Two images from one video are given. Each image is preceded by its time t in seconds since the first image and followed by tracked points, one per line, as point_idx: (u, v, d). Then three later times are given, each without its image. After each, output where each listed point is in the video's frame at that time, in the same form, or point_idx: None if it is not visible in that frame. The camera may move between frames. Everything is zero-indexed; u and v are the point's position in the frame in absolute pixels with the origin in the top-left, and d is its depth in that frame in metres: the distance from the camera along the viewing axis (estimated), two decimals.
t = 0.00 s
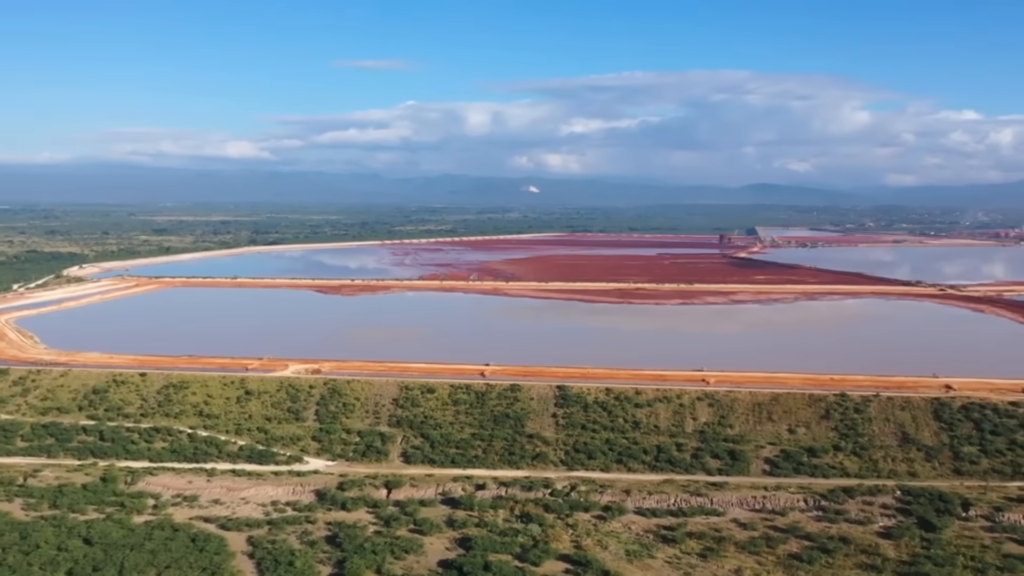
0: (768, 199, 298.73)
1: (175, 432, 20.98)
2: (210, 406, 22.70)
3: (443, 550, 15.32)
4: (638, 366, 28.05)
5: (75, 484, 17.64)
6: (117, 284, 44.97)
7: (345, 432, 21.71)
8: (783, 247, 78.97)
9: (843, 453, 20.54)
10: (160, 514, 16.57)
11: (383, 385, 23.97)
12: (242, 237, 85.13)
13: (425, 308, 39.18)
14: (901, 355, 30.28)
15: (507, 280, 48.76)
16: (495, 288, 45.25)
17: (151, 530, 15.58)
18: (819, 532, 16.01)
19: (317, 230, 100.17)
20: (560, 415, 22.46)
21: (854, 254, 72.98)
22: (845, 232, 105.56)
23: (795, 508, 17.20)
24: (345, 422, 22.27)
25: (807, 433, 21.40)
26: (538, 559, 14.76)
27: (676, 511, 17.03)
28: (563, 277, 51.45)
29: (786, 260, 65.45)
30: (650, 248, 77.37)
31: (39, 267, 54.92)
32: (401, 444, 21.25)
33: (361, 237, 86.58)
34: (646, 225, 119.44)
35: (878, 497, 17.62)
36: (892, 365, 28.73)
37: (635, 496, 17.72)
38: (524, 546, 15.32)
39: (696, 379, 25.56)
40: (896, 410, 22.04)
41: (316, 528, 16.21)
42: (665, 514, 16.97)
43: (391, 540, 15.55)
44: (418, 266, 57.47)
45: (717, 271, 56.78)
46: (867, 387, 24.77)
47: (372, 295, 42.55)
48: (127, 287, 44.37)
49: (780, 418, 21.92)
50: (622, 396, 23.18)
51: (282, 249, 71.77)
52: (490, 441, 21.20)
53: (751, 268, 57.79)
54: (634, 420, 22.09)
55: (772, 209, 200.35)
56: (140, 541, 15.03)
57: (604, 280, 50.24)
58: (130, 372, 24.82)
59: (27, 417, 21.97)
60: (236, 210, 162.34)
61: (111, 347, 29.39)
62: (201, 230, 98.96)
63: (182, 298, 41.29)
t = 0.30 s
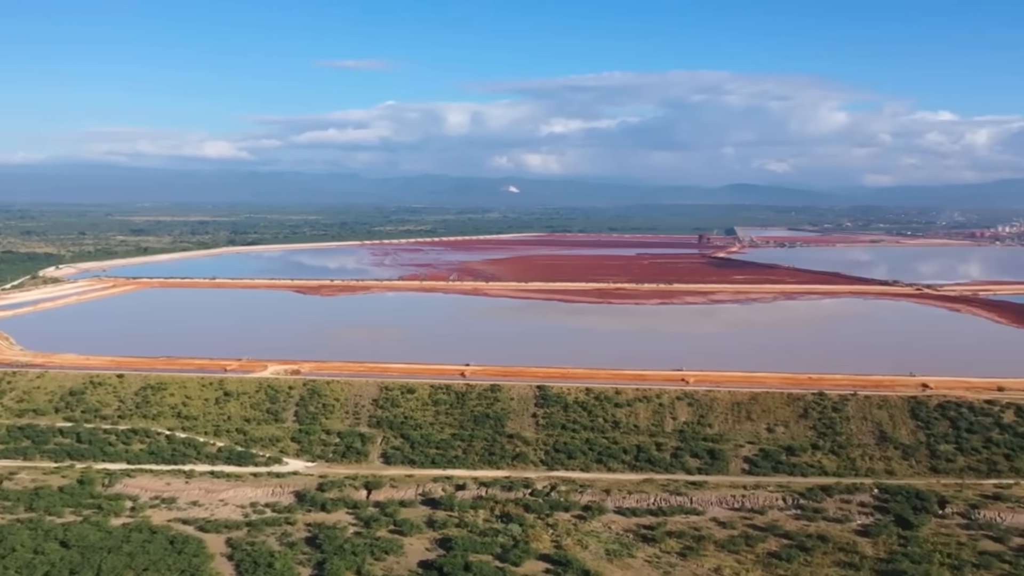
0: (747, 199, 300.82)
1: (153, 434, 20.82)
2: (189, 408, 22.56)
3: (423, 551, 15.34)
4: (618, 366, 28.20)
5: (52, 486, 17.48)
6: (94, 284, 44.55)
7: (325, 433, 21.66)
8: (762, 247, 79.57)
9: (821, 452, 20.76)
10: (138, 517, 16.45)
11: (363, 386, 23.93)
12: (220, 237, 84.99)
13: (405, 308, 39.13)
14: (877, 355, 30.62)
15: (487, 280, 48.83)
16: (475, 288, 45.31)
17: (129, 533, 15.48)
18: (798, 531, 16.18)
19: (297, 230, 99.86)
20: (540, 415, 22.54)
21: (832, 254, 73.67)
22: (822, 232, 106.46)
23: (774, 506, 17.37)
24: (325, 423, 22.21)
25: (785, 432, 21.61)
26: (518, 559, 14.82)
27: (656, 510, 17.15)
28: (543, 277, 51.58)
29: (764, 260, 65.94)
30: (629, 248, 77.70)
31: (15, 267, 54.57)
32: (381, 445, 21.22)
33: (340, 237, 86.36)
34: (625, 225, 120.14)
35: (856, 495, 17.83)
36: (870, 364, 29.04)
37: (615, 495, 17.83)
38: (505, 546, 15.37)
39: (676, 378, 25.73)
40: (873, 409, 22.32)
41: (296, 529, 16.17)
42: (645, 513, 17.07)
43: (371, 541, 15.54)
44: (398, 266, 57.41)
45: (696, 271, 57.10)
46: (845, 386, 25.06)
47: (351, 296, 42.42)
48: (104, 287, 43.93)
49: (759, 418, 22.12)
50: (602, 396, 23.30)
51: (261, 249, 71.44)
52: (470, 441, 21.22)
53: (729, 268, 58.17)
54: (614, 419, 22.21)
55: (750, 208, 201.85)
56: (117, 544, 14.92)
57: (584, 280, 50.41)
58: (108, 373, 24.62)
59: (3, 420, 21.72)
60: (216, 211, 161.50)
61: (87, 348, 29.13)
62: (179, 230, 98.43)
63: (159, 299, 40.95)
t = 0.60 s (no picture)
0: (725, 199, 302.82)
1: (131, 435, 20.67)
2: (167, 409, 22.42)
3: (403, 552, 15.36)
4: (597, 366, 28.35)
5: (27, 489, 17.31)
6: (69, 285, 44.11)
7: (304, 434, 21.61)
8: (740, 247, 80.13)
9: (799, 451, 20.99)
10: (116, 519, 16.33)
11: (343, 387, 23.88)
12: (198, 237, 84.86)
13: (385, 309, 39.06)
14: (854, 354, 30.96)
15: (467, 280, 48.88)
16: (455, 288, 45.35)
17: (106, 535, 15.37)
18: (776, 529, 16.34)
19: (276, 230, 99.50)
20: (520, 415, 22.61)
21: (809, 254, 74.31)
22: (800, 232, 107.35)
23: (752, 505, 17.55)
24: (304, 424, 22.16)
25: (764, 431, 21.82)
26: (498, 559, 14.87)
27: (635, 510, 17.28)
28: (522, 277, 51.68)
29: (743, 259, 66.41)
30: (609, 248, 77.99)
31: None
32: (361, 446, 21.20)
33: (319, 237, 86.13)
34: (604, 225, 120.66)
35: (834, 493, 18.02)
36: (846, 364, 29.36)
37: (595, 495, 17.93)
38: (485, 547, 15.43)
39: (654, 378, 25.89)
40: (851, 408, 22.60)
41: (275, 531, 16.13)
42: (625, 513, 17.19)
43: (350, 542, 15.53)
44: (377, 267, 57.30)
45: (675, 270, 57.40)
46: (822, 385, 25.34)
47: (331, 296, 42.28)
48: (79, 288, 43.50)
49: (737, 417, 22.33)
50: (581, 396, 23.43)
51: (239, 250, 71.06)
52: (450, 441, 21.26)
53: (708, 268, 58.53)
54: (594, 419, 22.33)
55: (729, 208, 203.01)
56: (94, 547, 14.82)
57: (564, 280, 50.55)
58: (84, 375, 24.41)
59: None
60: (194, 210, 160.68)
61: (63, 349, 28.84)
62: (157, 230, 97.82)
63: (136, 300, 40.60)
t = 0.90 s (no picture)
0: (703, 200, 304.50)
1: (108, 437, 20.50)
2: (144, 411, 22.26)
3: (383, 553, 15.37)
4: (576, 365, 28.47)
5: (2, 492, 17.14)
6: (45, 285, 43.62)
7: (283, 435, 21.54)
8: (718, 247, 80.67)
9: (777, 449, 21.20)
10: (92, 522, 16.20)
11: (322, 387, 23.82)
12: (175, 237, 84.57)
13: (364, 309, 38.99)
14: (831, 353, 31.29)
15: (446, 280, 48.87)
16: (434, 288, 45.34)
17: (82, 538, 15.26)
18: (755, 528, 16.50)
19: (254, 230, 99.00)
20: (499, 415, 22.68)
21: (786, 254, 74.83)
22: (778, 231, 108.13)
23: (731, 503, 17.72)
24: (283, 425, 22.09)
25: (742, 430, 22.03)
26: (478, 559, 14.92)
27: (615, 509, 17.39)
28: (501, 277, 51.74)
29: (722, 259, 66.85)
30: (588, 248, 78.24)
31: None
32: (340, 446, 21.16)
33: (298, 237, 85.75)
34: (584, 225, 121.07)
35: (812, 491, 18.21)
36: (823, 363, 29.66)
37: (574, 495, 18.03)
38: (465, 547, 15.48)
39: (634, 378, 26.04)
40: (828, 407, 22.87)
41: (254, 533, 16.08)
42: (604, 512, 17.30)
43: (330, 543, 15.51)
44: (356, 267, 57.11)
45: (655, 270, 57.67)
46: (800, 383, 25.63)
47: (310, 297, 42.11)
48: (55, 288, 43.03)
49: (716, 416, 22.53)
50: (561, 395, 23.54)
51: (217, 250, 70.57)
52: (430, 442, 21.27)
53: (687, 268, 58.87)
54: (574, 419, 22.44)
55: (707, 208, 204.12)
56: (71, 550, 14.72)
57: (543, 280, 50.66)
58: (60, 376, 24.16)
59: None
60: (172, 210, 159.68)
61: (38, 351, 28.52)
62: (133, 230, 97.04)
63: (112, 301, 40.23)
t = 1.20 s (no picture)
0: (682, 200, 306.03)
1: (84, 439, 20.34)
2: (121, 412, 22.09)
3: (362, 553, 15.38)
4: (556, 365, 28.58)
5: None
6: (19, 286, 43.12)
7: (261, 436, 21.48)
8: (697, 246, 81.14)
9: (755, 448, 21.40)
10: (69, 524, 16.08)
11: (300, 388, 23.76)
12: (152, 237, 84.20)
13: (343, 309, 38.89)
14: (808, 352, 31.60)
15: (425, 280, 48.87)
16: (414, 288, 45.29)
17: (59, 541, 15.15)
18: (733, 526, 16.66)
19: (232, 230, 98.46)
20: (479, 415, 22.74)
21: (764, 254, 75.33)
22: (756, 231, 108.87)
23: (710, 502, 17.87)
24: (261, 426, 22.03)
25: (721, 429, 22.24)
26: (458, 559, 14.97)
27: (594, 509, 17.51)
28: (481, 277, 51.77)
29: (700, 259, 67.25)
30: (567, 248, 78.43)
31: None
32: (319, 447, 21.13)
33: (276, 237, 85.40)
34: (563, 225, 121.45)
35: (790, 489, 18.40)
36: (800, 362, 29.96)
37: (554, 494, 18.13)
38: (445, 547, 15.52)
39: (613, 377, 26.18)
40: (806, 405, 23.14)
41: (232, 534, 16.02)
42: (584, 512, 17.41)
43: (309, 545, 15.50)
44: (336, 267, 56.92)
45: (634, 270, 57.92)
46: (778, 382, 25.90)
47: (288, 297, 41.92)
48: (30, 289, 42.56)
49: (695, 415, 22.73)
50: (540, 395, 23.66)
51: (194, 250, 70.07)
52: (409, 442, 21.29)
53: (666, 267, 59.19)
54: (553, 418, 22.55)
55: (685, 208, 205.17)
56: (46, 553, 14.61)
57: (522, 280, 50.73)
58: (36, 378, 23.91)
59: None
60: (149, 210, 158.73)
61: (12, 351, 28.20)
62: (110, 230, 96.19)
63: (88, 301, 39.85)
